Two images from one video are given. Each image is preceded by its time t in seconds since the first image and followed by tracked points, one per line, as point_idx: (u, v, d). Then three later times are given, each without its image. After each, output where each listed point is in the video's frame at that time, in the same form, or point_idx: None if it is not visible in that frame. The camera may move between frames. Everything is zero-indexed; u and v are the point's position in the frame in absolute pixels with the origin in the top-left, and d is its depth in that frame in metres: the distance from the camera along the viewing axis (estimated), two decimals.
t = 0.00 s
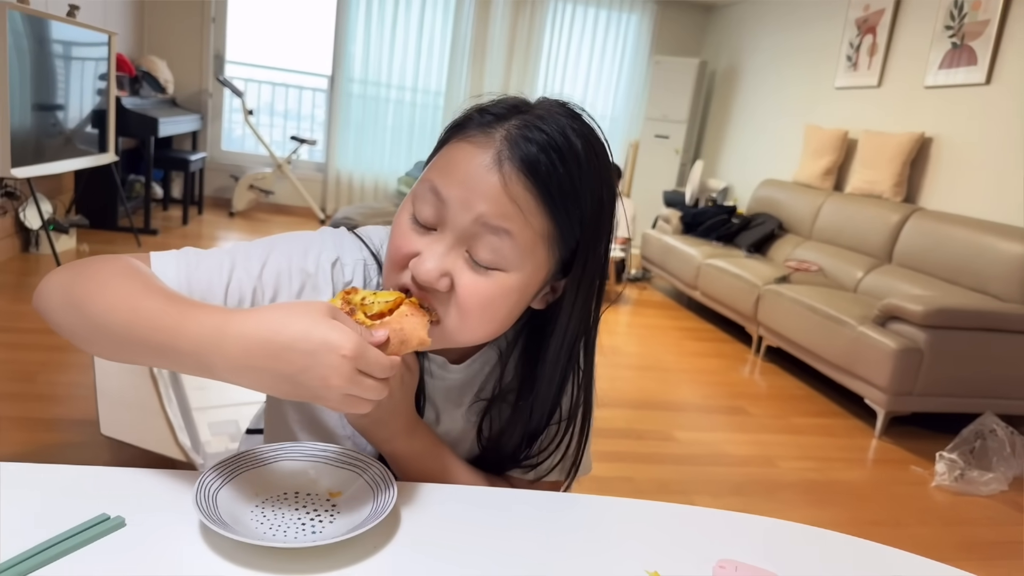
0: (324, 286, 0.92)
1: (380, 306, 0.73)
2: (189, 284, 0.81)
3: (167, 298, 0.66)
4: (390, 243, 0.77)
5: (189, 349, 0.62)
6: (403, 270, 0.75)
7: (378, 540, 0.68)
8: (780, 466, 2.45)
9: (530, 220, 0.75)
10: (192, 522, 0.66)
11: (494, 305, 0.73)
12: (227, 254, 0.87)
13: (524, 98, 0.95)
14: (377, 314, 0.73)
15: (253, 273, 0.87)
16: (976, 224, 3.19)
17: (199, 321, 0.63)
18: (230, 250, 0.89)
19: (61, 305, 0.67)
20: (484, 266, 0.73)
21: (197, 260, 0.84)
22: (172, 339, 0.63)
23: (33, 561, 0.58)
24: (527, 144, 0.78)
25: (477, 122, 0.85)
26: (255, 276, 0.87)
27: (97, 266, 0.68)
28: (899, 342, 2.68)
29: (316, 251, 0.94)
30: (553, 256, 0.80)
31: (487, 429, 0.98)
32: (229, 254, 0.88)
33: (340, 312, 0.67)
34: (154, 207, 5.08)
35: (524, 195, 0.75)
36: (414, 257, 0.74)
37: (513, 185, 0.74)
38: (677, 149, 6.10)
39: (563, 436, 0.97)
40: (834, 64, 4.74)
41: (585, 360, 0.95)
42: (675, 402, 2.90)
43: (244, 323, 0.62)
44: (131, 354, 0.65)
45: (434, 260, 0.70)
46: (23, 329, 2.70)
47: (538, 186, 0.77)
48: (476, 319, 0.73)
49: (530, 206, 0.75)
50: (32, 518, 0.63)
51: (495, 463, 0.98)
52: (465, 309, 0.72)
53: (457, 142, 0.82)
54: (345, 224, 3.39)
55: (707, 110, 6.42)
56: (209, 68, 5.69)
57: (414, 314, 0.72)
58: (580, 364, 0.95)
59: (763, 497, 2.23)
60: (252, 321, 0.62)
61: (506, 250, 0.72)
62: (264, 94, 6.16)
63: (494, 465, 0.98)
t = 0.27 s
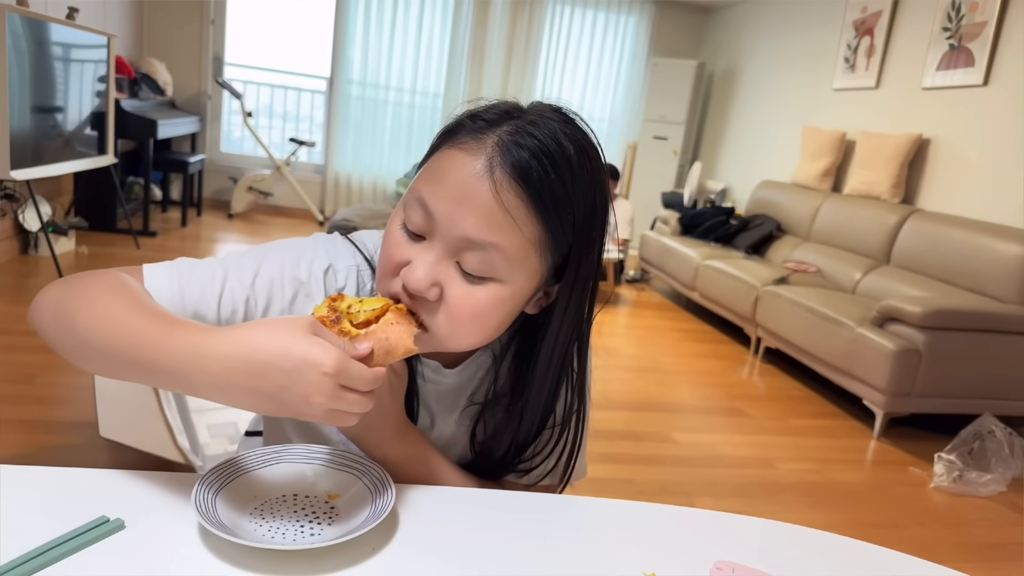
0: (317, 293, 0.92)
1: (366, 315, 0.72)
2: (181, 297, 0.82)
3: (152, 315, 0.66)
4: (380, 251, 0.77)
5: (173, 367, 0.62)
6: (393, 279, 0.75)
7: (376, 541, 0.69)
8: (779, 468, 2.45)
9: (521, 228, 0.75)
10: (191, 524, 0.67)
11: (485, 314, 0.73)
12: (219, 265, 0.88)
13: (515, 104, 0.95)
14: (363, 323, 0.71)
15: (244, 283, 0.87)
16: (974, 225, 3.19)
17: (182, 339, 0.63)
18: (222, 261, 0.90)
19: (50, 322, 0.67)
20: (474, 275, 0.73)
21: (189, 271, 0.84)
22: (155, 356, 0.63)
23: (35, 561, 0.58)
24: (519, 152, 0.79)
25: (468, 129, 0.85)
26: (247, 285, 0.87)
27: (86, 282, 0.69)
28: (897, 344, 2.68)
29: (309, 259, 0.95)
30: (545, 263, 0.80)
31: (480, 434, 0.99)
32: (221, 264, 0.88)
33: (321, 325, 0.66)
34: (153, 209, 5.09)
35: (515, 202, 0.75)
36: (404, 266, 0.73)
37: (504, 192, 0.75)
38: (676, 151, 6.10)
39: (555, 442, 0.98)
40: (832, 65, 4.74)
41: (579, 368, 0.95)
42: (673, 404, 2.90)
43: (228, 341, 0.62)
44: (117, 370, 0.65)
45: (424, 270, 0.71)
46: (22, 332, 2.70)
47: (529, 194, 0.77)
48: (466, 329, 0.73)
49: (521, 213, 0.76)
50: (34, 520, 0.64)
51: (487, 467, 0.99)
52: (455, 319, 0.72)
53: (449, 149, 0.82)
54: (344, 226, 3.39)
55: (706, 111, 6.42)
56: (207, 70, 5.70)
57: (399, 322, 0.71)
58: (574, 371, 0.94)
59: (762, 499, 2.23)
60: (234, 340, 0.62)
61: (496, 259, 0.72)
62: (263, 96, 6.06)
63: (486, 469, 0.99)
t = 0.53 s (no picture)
0: (310, 295, 0.93)
1: (358, 316, 0.72)
2: (174, 303, 0.81)
3: (142, 324, 0.65)
4: (377, 251, 0.77)
5: (161, 377, 0.62)
6: (390, 278, 0.74)
7: (373, 539, 0.68)
8: (777, 467, 2.45)
9: (520, 227, 0.75)
10: (187, 522, 0.66)
11: (482, 314, 0.73)
12: (210, 270, 0.87)
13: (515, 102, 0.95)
14: (355, 325, 0.71)
15: (237, 286, 0.87)
16: (972, 225, 3.20)
17: (170, 349, 0.63)
18: (212, 265, 0.89)
19: (42, 331, 0.67)
20: (471, 275, 0.73)
21: (180, 276, 0.84)
22: (144, 366, 0.62)
23: (33, 559, 0.58)
24: (519, 151, 0.79)
25: (469, 128, 0.85)
26: (240, 289, 0.87)
27: (76, 290, 0.68)
28: (895, 344, 2.69)
29: (300, 260, 0.95)
30: (544, 262, 0.80)
31: (478, 433, 0.99)
32: (212, 269, 0.87)
33: (311, 332, 0.65)
34: (152, 207, 5.08)
35: (514, 202, 0.75)
36: (401, 265, 0.73)
37: (503, 192, 0.75)
38: (675, 150, 6.10)
39: (555, 440, 0.98)
40: (832, 65, 4.74)
41: (578, 366, 0.95)
42: (672, 403, 2.90)
43: (218, 349, 0.62)
44: (108, 379, 0.64)
45: (422, 269, 0.70)
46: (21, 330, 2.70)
47: (529, 193, 0.77)
48: (462, 329, 0.73)
49: (521, 212, 0.76)
50: (32, 517, 0.63)
51: (485, 467, 0.99)
52: (451, 319, 0.72)
53: (449, 147, 0.82)
54: (343, 225, 3.38)
55: (705, 111, 6.42)
56: (206, 69, 5.70)
57: (391, 322, 0.70)
58: (573, 369, 0.95)
59: (760, 498, 2.23)
60: (223, 350, 0.61)
61: (494, 259, 0.72)
62: (263, 95, 6.07)
63: (484, 469, 0.99)
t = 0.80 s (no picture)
0: (307, 299, 0.93)
1: (347, 326, 0.71)
2: (170, 309, 0.81)
3: (134, 334, 0.65)
4: (379, 252, 0.77)
5: (153, 388, 0.62)
6: (391, 280, 0.74)
7: (371, 539, 0.68)
8: (777, 467, 2.45)
9: (522, 227, 0.75)
10: (187, 521, 0.67)
11: (483, 316, 0.73)
12: (206, 275, 0.87)
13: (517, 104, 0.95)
14: (345, 334, 0.71)
15: (233, 292, 0.87)
16: (973, 226, 3.19)
17: (161, 360, 0.63)
18: (209, 270, 0.89)
19: (36, 341, 0.67)
20: (472, 277, 0.73)
21: (177, 282, 0.84)
22: (136, 377, 0.62)
23: (32, 558, 0.58)
24: (522, 152, 0.79)
25: (471, 129, 0.85)
26: (237, 294, 0.87)
27: (69, 300, 0.69)
28: (896, 344, 2.68)
29: (297, 264, 0.95)
30: (545, 263, 0.80)
31: (479, 434, 0.99)
32: (209, 274, 0.88)
33: (301, 341, 0.65)
34: (153, 207, 5.09)
35: (516, 203, 0.75)
36: (403, 267, 0.73)
37: (506, 194, 0.75)
38: (675, 150, 6.10)
39: (556, 441, 0.98)
40: (832, 65, 4.74)
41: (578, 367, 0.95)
42: (672, 403, 2.90)
43: (209, 360, 0.62)
44: (101, 389, 0.65)
45: (423, 270, 0.70)
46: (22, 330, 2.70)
47: (531, 195, 0.77)
48: (462, 330, 0.73)
49: (524, 213, 0.76)
50: (32, 516, 0.64)
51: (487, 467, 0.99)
52: (452, 321, 0.72)
53: (451, 148, 0.82)
54: (343, 225, 3.38)
55: (706, 110, 6.42)
56: (207, 68, 5.70)
57: (383, 329, 0.71)
58: (575, 371, 0.95)
59: (760, 498, 2.23)
60: (211, 363, 0.61)
61: (496, 261, 0.72)
62: (263, 95, 6.08)
63: (484, 470, 0.99)
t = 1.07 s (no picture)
0: (304, 300, 0.92)
1: (351, 320, 0.72)
2: (168, 306, 0.81)
3: (133, 326, 0.65)
4: (378, 248, 0.77)
5: (154, 381, 0.62)
6: (389, 276, 0.74)
7: (370, 541, 0.68)
8: (776, 468, 2.45)
9: (525, 228, 0.75)
10: (185, 523, 0.66)
11: (479, 316, 0.73)
12: (204, 273, 0.87)
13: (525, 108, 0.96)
14: (349, 329, 0.71)
15: (230, 290, 0.87)
16: (971, 227, 3.20)
17: (161, 354, 0.63)
18: (208, 268, 0.89)
19: (32, 336, 0.67)
20: (471, 275, 0.72)
21: (175, 279, 0.84)
22: (136, 371, 0.62)
23: (34, 558, 0.58)
24: (529, 153, 0.79)
25: (479, 128, 0.85)
26: (235, 293, 0.87)
27: (67, 294, 0.68)
28: (894, 345, 2.69)
29: (297, 265, 0.95)
30: (544, 266, 0.80)
31: (478, 439, 0.99)
32: (208, 273, 0.88)
33: (306, 335, 0.66)
34: (151, 208, 5.08)
35: (520, 203, 0.75)
36: (402, 264, 0.73)
37: (510, 193, 0.75)
38: (674, 152, 6.10)
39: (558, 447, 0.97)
40: (831, 67, 4.74)
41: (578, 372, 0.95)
42: (670, 404, 2.90)
43: (212, 352, 0.62)
44: (99, 383, 0.64)
45: (422, 268, 0.70)
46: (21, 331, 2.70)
47: (535, 195, 0.77)
48: (457, 330, 0.73)
49: (526, 214, 0.76)
50: (33, 516, 0.64)
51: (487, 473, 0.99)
52: (448, 319, 0.72)
53: (458, 145, 0.82)
54: (342, 226, 3.38)
55: (705, 112, 6.42)
56: (206, 69, 5.69)
57: (387, 325, 0.71)
58: (575, 376, 0.94)
59: (759, 499, 2.23)
60: (213, 356, 0.61)
61: (496, 260, 0.72)
62: (262, 95, 6.09)
63: (484, 475, 0.98)
